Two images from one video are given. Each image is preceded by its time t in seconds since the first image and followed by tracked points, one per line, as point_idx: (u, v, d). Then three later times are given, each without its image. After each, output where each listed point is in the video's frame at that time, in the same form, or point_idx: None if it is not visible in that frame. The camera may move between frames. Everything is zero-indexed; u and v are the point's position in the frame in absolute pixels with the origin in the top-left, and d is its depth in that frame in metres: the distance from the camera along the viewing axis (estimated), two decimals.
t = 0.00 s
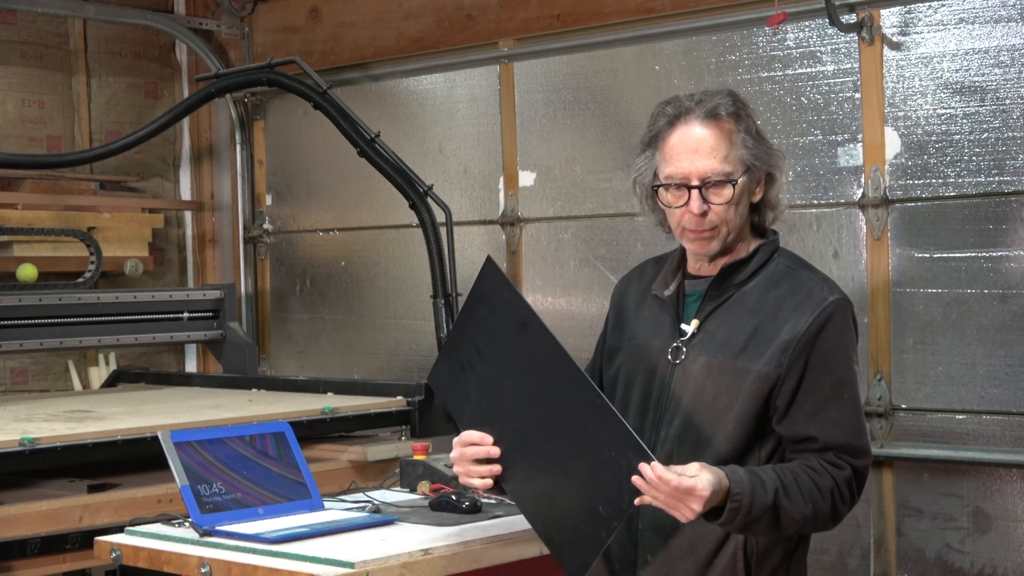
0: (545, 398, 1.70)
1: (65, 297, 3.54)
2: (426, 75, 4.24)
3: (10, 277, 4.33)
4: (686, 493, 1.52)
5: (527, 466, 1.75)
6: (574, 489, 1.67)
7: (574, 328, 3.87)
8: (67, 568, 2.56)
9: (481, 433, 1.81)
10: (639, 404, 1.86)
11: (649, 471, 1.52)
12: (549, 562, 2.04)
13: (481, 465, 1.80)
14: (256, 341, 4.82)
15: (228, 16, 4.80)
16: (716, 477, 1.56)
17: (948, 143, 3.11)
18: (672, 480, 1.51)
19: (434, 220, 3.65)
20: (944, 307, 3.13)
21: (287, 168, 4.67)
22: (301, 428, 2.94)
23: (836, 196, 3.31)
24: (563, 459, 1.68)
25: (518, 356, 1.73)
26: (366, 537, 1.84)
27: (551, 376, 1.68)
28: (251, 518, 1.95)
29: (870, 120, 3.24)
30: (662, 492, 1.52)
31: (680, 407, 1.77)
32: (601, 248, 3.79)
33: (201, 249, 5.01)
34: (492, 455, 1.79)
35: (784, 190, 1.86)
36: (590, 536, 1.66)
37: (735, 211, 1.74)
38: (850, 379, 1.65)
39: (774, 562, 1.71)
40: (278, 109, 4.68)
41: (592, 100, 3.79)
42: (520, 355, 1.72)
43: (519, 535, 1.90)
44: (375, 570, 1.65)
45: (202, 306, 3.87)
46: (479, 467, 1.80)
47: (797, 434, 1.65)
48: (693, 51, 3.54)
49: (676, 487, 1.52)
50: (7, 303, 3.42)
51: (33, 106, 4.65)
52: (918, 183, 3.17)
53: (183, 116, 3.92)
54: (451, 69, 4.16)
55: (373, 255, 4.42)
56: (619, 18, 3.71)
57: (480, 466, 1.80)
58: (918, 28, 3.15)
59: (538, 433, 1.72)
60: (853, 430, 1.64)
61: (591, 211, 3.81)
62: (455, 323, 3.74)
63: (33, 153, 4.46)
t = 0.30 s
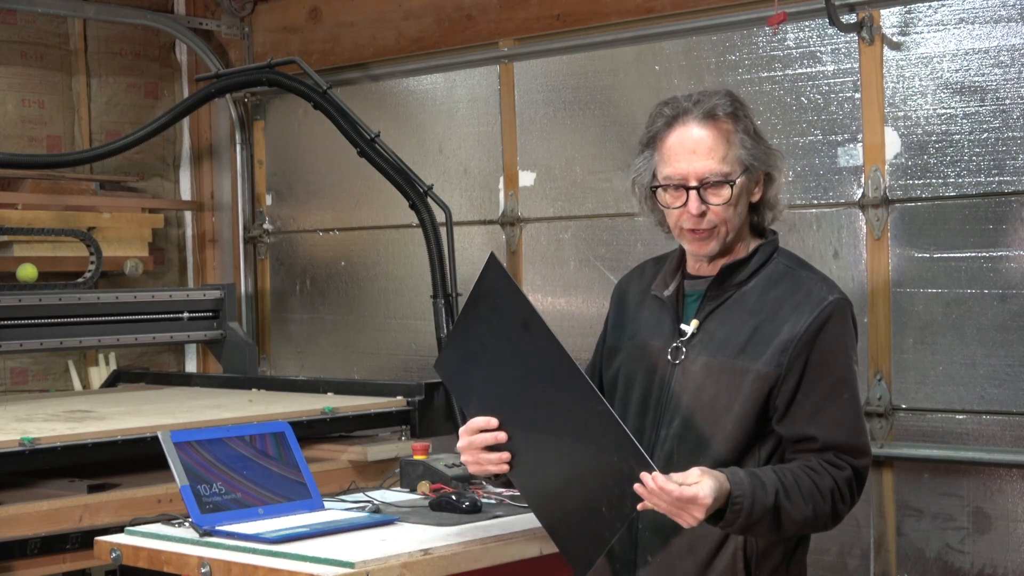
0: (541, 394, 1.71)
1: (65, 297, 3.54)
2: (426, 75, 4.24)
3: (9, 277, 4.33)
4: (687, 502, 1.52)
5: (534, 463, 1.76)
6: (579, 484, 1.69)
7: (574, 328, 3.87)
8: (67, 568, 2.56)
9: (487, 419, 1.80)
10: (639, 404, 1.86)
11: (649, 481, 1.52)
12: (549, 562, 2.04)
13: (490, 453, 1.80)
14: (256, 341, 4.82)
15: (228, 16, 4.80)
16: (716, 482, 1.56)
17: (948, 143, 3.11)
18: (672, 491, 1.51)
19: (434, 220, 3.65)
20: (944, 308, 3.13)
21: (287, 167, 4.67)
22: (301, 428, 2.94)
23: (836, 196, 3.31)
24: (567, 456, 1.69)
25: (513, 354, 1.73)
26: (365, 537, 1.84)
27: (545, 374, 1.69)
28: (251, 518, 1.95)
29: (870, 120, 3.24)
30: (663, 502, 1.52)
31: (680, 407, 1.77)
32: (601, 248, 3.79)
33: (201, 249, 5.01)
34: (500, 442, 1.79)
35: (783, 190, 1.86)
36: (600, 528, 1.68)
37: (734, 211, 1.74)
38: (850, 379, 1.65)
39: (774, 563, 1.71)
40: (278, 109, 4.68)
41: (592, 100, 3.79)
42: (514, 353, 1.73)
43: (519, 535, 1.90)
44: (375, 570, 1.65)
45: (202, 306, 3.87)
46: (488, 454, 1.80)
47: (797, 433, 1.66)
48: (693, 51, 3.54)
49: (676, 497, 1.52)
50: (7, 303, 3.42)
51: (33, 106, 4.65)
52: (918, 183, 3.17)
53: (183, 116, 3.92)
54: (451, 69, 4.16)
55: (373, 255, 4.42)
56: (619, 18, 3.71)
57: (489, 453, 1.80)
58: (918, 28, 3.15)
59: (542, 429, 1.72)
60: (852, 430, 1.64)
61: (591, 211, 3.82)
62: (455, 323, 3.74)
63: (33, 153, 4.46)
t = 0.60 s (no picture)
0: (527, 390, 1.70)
1: (65, 297, 3.54)
2: (426, 75, 4.24)
3: (9, 277, 4.33)
4: (686, 502, 1.53)
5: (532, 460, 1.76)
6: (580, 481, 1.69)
7: (574, 328, 3.87)
8: (67, 568, 2.56)
9: (481, 417, 1.77)
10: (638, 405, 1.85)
11: (648, 483, 1.54)
12: (548, 562, 2.05)
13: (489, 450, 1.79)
14: (256, 341, 4.82)
15: (228, 16, 4.80)
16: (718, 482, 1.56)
17: (948, 143, 3.11)
18: (671, 493, 1.52)
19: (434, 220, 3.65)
20: (944, 307, 3.13)
21: (287, 167, 4.67)
22: (301, 428, 2.94)
23: (836, 196, 3.31)
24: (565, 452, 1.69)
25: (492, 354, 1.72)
26: (366, 537, 1.84)
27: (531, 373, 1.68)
28: (251, 518, 1.96)
29: (870, 120, 3.24)
30: (663, 503, 1.54)
31: (680, 407, 1.77)
32: (601, 248, 3.79)
33: (201, 249, 5.01)
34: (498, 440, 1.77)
35: (783, 191, 1.86)
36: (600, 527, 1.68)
37: (733, 211, 1.74)
38: (850, 379, 1.65)
39: (774, 563, 1.71)
40: (278, 109, 4.68)
41: (592, 100, 3.79)
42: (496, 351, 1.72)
43: (519, 535, 1.90)
44: (375, 570, 1.65)
45: (201, 306, 3.87)
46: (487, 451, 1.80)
47: (796, 433, 1.66)
48: (693, 51, 3.54)
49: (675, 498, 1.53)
50: (7, 303, 3.42)
51: (33, 106, 4.65)
52: (918, 183, 3.17)
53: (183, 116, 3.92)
54: (451, 69, 4.16)
55: (373, 255, 4.42)
56: (619, 18, 3.71)
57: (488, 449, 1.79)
58: (918, 28, 3.15)
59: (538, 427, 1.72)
60: (852, 429, 1.64)
61: (592, 211, 3.81)
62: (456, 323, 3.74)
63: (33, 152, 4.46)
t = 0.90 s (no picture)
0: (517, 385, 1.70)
1: (66, 297, 3.54)
2: (426, 75, 4.24)
3: (9, 277, 4.33)
4: (686, 513, 1.54)
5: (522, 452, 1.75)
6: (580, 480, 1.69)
7: (574, 328, 3.87)
8: (67, 568, 2.56)
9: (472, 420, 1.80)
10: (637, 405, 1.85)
11: (647, 497, 1.56)
12: (548, 562, 2.05)
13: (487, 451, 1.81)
14: (256, 341, 4.82)
15: (228, 16, 4.80)
16: (718, 487, 1.56)
17: (948, 143, 3.11)
18: (668, 506, 1.54)
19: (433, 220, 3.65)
20: (944, 307, 3.13)
21: (287, 167, 4.67)
22: (301, 428, 2.94)
23: (836, 196, 3.31)
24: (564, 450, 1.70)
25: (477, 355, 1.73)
26: (365, 537, 1.84)
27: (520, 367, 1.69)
28: (251, 518, 1.96)
29: (869, 120, 3.24)
30: (662, 516, 1.56)
31: (679, 407, 1.77)
32: (601, 248, 3.79)
33: (201, 248, 5.01)
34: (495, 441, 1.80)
35: (782, 193, 1.86)
36: (599, 527, 1.68)
37: (727, 214, 1.74)
38: (850, 380, 1.65)
39: (774, 562, 1.72)
40: (278, 109, 4.68)
41: (592, 100, 3.79)
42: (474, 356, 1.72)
43: (519, 536, 1.90)
44: (375, 570, 1.65)
45: (202, 306, 3.87)
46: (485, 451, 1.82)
47: (795, 433, 1.65)
48: (693, 51, 3.54)
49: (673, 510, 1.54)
50: (7, 303, 3.42)
51: (33, 106, 4.65)
52: (918, 183, 3.17)
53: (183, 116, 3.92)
54: (451, 69, 4.16)
55: (373, 255, 4.42)
56: (619, 18, 3.71)
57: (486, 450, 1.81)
58: (918, 28, 3.15)
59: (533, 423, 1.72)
60: (852, 429, 1.64)
61: (592, 211, 3.81)
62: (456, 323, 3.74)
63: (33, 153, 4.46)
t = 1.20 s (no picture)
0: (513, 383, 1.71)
1: (65, 297, 3.54)
2: (426, 75, 4.24)
3: (9, 277, 4.33)
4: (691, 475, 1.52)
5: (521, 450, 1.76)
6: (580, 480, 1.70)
7: (574, 328, 3.87)
8: (67, 568, 2.56)
9: (466, 427, 1.80)
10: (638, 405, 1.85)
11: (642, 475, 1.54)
12: (548, 562, 2.05)
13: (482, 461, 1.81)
14: (256, 341, 4.82)
15: (228, 16, 4.80)
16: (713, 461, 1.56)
17: (948, 143, 3.11)
18: (676, 466, 1.51)
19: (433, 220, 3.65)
20: (944, 307, 3.13)
21: (287, 168, 4.67)
22: (301, 428, 2.94)
23: (836, 196, 3.31)
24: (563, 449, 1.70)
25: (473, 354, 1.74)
26: (366, 537, 1.84)
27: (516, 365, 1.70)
28: (251, 518, 1.96)
29: (870, 120, 3.24)
30: (667, 481, 1.52)
31: (680, 408, 1.77)
32: (601, 248, 3.79)
33: (201, 248, 5.01)
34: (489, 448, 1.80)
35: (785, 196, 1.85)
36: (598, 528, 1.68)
37: (730, 215, 1.74)
38: (850, 383, 1.65)
39: (774, 562, 1.72)
40: (278, 109, 4.68)
41: (592, 100, 3.79)
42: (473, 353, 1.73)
43: (519, 536, 1.90)
44: (375, 570, 1.65)
45: (202, 306, 3.87)
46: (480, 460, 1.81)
47: (796, 435, 1.65)
48: (693, 51, 3.54)
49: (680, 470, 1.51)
50: (7, 303, 3.42)
51: (33, 106, 4.65)
52: (918, 183, 3.17)
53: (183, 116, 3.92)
54: (451, 69, 4.15)
55: (373, 255, 4.42)
56: (619, 18, 3.71)
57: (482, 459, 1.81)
58: (919, 28, 3.15)
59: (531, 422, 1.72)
60: (852, 431, 1.64)
61: (592, 211, 3.81)
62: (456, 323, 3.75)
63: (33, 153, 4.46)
